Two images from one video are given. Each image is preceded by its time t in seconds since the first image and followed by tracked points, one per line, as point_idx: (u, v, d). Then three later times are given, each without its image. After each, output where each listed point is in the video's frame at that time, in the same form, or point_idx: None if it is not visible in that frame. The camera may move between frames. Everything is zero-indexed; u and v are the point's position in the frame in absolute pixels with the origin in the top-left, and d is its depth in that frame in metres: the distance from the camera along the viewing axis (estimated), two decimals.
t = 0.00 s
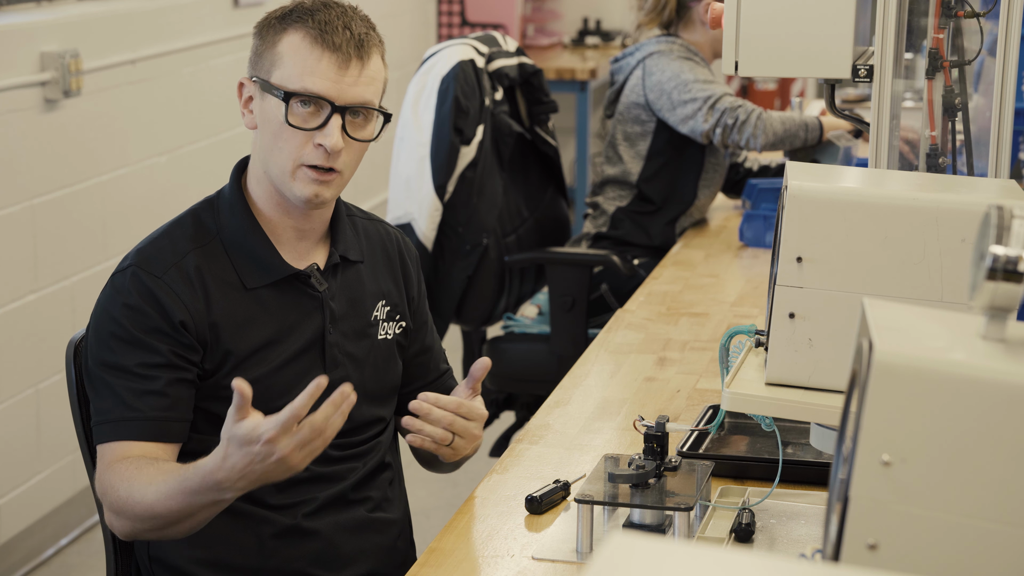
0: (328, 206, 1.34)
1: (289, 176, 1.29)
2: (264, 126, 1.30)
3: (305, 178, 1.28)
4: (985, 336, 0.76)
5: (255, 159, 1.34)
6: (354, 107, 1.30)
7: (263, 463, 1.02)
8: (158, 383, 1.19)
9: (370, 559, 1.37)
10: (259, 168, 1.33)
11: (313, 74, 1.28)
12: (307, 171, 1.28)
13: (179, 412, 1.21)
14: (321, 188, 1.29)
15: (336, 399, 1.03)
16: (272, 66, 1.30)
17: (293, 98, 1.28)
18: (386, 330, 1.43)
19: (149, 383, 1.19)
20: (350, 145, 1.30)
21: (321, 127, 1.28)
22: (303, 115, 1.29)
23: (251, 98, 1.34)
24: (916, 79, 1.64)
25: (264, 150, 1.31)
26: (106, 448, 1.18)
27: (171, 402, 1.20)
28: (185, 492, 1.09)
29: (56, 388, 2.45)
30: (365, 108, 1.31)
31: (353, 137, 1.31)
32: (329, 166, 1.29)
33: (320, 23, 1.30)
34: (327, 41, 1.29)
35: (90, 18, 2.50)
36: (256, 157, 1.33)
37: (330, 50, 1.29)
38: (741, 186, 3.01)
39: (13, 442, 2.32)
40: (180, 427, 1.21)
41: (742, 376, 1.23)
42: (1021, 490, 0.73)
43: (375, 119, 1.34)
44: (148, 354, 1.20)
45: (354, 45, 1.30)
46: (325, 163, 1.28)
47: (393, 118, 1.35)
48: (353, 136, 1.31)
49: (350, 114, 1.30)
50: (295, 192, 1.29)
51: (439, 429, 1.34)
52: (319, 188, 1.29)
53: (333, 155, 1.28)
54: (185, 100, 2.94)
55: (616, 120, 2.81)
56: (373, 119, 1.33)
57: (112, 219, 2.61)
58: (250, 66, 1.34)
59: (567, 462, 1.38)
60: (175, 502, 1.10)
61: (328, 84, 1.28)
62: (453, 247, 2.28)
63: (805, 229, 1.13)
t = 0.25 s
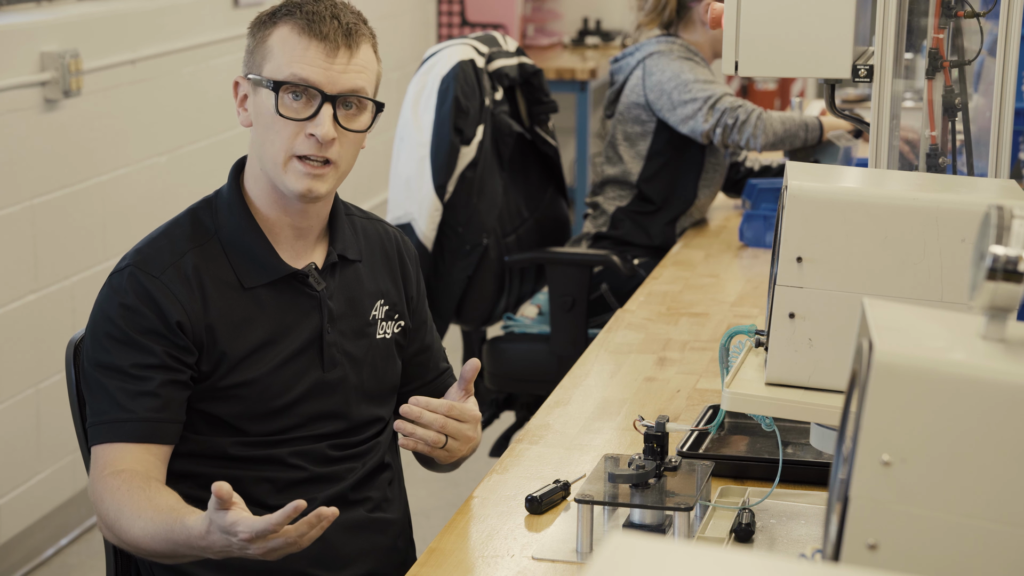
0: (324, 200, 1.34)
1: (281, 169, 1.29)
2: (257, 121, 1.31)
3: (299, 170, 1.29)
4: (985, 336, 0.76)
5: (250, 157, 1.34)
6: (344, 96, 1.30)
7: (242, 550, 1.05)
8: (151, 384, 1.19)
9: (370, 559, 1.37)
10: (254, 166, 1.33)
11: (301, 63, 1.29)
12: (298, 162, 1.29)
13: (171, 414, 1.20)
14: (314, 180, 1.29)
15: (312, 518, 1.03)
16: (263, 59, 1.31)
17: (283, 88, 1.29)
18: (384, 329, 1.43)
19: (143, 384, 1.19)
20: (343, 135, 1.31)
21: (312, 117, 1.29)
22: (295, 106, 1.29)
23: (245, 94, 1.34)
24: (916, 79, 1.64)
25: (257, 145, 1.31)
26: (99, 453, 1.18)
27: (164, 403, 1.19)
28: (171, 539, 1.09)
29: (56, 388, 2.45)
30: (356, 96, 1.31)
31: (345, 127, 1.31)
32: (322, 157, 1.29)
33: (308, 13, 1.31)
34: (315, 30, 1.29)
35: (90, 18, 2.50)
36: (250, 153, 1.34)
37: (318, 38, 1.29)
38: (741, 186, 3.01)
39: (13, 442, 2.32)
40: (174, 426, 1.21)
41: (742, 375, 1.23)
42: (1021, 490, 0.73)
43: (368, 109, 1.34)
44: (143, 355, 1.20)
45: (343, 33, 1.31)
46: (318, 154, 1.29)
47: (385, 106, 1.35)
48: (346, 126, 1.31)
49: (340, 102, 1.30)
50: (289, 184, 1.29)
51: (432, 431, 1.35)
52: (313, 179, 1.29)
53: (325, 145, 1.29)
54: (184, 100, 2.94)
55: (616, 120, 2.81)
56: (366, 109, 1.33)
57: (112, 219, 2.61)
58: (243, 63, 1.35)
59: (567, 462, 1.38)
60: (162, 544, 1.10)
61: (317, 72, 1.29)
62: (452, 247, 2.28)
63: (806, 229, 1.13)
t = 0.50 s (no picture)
0: (322, 206, 1.34)
1: (279, 177, 1.29)
2: (255, 127, 1.31)
3: (296, 180, 1.29)
4: (985, 336, 0.76)
5: (246, 161, 1.34)
6: (345, 109, 1.30)
7: (264, 548, 1.05)
8: (145, 391, 1.19)
9: (370, 558, 1.37)
10: (251, 170, 1.33)
11: (302, 75, 1.28)
12: (296, 172, 1.29)
13: (166, 421, 1.21)
14: (311, 191, 1.29)
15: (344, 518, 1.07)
16: (262, 66, 1.30)
17: (283, 99, 1.29)
18: (382, 329, 1.43)
19: (138, 391, 1.19)
20: (341, 146, 1.31)
21: (312, 128, 1.29)
22: (294, 116, 1.29)
23: (244, 99, 1.34)
24: (916, 79, 1.64)
25: (255, 151, 1.31)
26: (93, 458, 1.18)
27: (158, 409, 1.19)
28: (182, 538, 1.09)
29: (56, 388, 2.45)
30: (356, 109, 1.31)
31: (344, 138, 1.31)
32: (320, 168, 1.29)
33: (311, 24, 1.30)
34: (317, 42, 1.29)
35: (90, 18, 2.50)
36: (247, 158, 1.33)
37: (320, 50, 1.29)
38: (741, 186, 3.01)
39: (13, 442, 2.32)
40: (170, 433, 1.21)
41: (742, 375, 1.23)
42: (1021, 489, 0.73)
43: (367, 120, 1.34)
44: (139, 360, 1.20)
45: (345, 45, 1.30)
46: (316, 165, 1.29)
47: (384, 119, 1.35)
48: (345, 137, 1.31)
49: (339, 115, 1.30)
50: (286, 193, 1.29)
51: (429, 434, 1.35)
52: (310, 190, 1.29)
53: (323, 157, 1.29)
54: (185, 99, 2.94)
55: (617, 120, 2.81)
56: (365, 120, 1.33)
57: (112, 219, 2.61)
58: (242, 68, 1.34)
59: (567, 462, 1.38)
60: (171, 545, 1.10)
61: (317, 84, 1.29)
62: (452, 247, 2.28)
63: (806, 229, 1.13)
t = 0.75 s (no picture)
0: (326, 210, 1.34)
1: (285, 182, 1.29)
2: (261, 130, 1.30)
3: (302, 185, 1.29)
4: (985, 336, 0.76)
5: (251, 162, 1.34)
6: (352, 113, 1.30)
7: (365, 493, 1.27)
8: (139, 403, 1.19)
9: (370, 558, 1.38)
10: (256, 173, 1.33)
11: (310, 79, 1.28)
12: (303, 176, 1.29)
13: (160, 430, 1.22)
14: (317, 196, 1.29)
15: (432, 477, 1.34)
16: (270, 69, 1.30)
17: (290, 103, 1.28)
18: (382, 331, 1.43)
19: (130, 400, 1.19)
20: (347, 151, 1.31)
21: (319, 133, 1.29)
22: (300, 120, 1.29)
23: (249, 100, 1.34)
24: (916, 79, 1.64)
25: (260, 153, 1.31)
26: (110, 462, 1.19)
27: (153, 420, 1.21)
28: (262, 502, 1.23)
29: (56, 388, 2.45)
30: (362, 113, 1.31)
31: (350, 143, 1.31)
32: (326, 173, 1.29)
33: (318, 27, 1.30)
34: (324, 46, 1.28)
35: (90, 18, 2.50)
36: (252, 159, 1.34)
37: (327, 55, 1.29)
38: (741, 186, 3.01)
39: (13, 442, 2.32)
40: (161, 442, 1.22)
41: (742, 375, 1.23)
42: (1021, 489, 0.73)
43: (373, 124, 1.34)
44: (137, 370, 1.20)
45: (352, 50, 1.30)
46: (322, 170, 1.29)
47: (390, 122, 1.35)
48: (351, 142, 1.32)
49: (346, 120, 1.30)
50: (292, 197, 1.29)
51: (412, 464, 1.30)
52: (316, 195, 1.29)
53: (330, 162, 1.29)
54: (184, 100, 2.94)
55: (617, 120, 2.81)
56: (371, 124, 1.34)
57: (112, 219, 2.61)
58: (248, 69, 1.34)
59: (567, 462, 1.38)
60: (246, 513, 1.22)
61: (324, 89, 1.28)
62: (452, 247, 2.28)
63: (806, 229, 1.13)
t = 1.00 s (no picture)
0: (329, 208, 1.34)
1: (291, 180, 1.29)
2: (266, 129, 1.30)
3: (308, 183, 1.29)
4: (986, 336, 0.76)
5: (255, 162, 1.34)
6: (355, 112, 1.30)
7: (365, 499, 1.28)
8: (141, 396, 1.19)
9: (370, 558, 1.38)
10: (260, 171, 1.32)
11: (314, 78, 1.28)
12: (308, 174, 1.29)
13: (161, 425, 1.22)
14: (322, 193, 1.30)
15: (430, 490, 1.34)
16: (273, 69, 1.30)
17: (295, 103, 1.28)
18: (383, 331, 1.43)
19: (133, 393, 1.19)
20: (351, 149, 1.31)
21: (323, 131, 1.28)
22: (304, 118, 1.28)
23: (251, 100, 1.33)
24: (916, 79, 1.64)
25: (265, 153, 1.31)
26: (112, 456, 1.19)
27: (154, 414, 1.21)
28: (262, 502, 1.23)
29: (56, 388, 2.45)
30: (366, 111, 1.31)
31: (354, 141, 1.31)
32: (331, 171, 1.29)
33: (321, 27, 1.30)
34: (327, 45, 1.28)
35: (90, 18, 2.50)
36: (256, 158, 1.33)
37: (332, 54, 1.28)
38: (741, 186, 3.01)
39: (13, 442, 2.32)
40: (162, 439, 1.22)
41: (742, 375, 1.23)
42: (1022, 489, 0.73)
43: (375, 122, 1.34)
44: (141, 363, 1.20)
45: (354, 48, 1.30)
46: (327, 168, 1.29)
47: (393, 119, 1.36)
48: (355, 140, 1.31)
49: (350, 118, 1.30)
50: (297, 195, 1.29)
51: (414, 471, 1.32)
52: (322, 193, 1.29)
53: (335, 160, 1.29)
54: (184, 100, 2.94)
55: (617, 120, 2.81)
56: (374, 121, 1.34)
57: (112, 219, 2.61)
58: (251, 69, 1.34)
59: (567, 462, 1.38)
60: (245, 512, 1.22)
61: (329, 88, 1.28)
62: (452, 247, 2.28)
63: (806, 229, 1.13)
